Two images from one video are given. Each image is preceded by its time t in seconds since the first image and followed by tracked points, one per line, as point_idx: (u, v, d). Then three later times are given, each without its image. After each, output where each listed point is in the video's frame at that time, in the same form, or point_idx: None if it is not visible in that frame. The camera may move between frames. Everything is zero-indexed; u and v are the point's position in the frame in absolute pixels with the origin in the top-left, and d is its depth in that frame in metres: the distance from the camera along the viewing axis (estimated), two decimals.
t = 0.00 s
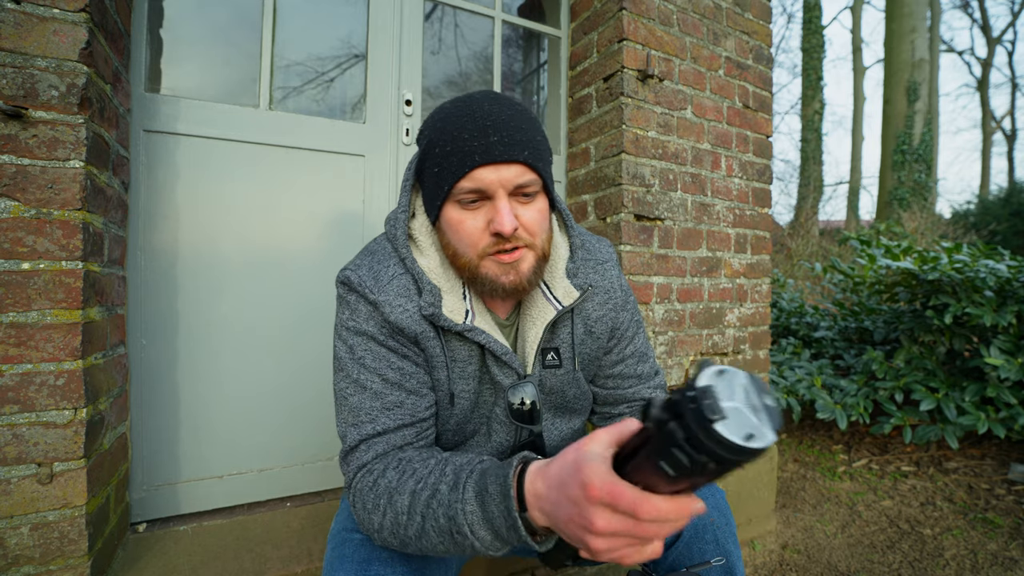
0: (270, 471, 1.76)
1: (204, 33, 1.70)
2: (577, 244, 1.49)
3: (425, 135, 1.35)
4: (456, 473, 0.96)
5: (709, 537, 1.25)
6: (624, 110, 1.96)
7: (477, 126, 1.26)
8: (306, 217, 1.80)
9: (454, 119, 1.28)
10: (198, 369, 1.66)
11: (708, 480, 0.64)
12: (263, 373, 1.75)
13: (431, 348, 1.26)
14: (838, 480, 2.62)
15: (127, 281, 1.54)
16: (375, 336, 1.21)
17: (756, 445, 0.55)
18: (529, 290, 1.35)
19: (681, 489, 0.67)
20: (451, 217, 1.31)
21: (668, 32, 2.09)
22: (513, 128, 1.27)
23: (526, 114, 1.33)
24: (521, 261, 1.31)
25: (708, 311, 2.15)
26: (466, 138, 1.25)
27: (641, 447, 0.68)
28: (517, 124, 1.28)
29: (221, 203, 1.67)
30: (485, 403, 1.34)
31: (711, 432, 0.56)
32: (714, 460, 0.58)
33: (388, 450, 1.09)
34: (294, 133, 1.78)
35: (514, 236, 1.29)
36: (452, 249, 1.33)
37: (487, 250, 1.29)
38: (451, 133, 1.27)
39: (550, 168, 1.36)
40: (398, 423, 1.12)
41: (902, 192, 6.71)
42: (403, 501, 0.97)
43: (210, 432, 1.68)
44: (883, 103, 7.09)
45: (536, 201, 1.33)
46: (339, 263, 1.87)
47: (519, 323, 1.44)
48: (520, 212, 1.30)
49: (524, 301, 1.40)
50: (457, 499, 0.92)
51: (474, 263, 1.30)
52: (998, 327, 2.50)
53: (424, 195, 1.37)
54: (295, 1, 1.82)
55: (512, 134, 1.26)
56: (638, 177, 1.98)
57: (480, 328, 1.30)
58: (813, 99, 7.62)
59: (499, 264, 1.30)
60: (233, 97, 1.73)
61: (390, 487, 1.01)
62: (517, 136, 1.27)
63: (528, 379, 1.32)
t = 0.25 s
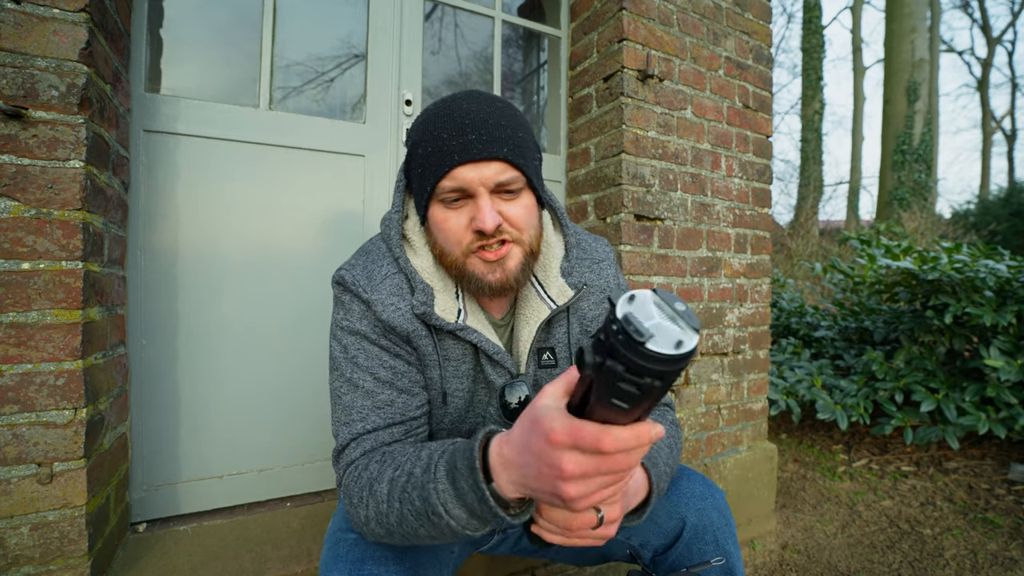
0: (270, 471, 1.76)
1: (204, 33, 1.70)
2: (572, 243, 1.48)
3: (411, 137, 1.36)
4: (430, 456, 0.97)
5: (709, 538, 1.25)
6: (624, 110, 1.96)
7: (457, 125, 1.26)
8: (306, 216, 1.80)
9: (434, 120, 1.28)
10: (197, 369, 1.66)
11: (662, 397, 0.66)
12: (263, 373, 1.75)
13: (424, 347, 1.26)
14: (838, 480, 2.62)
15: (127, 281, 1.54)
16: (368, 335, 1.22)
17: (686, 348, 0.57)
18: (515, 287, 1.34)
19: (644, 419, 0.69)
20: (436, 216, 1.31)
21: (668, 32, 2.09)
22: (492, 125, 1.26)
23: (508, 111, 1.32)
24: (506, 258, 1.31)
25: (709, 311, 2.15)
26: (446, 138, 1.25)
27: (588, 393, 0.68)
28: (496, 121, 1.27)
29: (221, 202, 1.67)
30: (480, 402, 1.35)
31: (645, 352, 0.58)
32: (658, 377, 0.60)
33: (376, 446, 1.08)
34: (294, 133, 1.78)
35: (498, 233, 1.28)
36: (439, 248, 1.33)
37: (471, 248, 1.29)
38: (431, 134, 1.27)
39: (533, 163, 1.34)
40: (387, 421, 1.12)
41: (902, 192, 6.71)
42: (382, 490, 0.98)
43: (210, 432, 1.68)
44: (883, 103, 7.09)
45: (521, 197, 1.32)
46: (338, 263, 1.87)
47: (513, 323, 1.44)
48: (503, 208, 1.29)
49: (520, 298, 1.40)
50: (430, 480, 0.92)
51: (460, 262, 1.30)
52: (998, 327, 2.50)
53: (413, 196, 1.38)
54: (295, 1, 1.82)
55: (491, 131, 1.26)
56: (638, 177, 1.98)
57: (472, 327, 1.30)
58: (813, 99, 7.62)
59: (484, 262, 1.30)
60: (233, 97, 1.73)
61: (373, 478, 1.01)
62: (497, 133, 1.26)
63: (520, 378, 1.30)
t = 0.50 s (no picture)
0: (270, 471, 1.76)
1: (204, 33, 1.70)
2: (569, 244, 1.48)
3: (413, 134, 1.35)
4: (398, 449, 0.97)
5: (708, 539, 1.24)
6: (624, 110, 1.96)
7: (461, 124, 1.26)
8: (305, 216, 1.80)
9: (438, 118, 1.28)
10: (194, 369, 1.65)
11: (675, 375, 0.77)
12: (262, 373, 1.75)
13: (416, 347, 1.26)
14: (838, 480, 2.62)
15: (127, 281, 1.54)
16: (360, 335, 1.22)
17: (694, 318, 0.70)
18: (517, 286, 1.35)
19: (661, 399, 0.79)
20: (438, 214, 1.30)
21: (668, 32, 2.09)
22: (497, 125, 1.27)
23: (512, 110, 1.32)
24: (508, 257, 1.31)
25: (709, 311, 2.15)
26: (450, 136, 1.25)
27: (610, 381, 0.80)
28: (500, 121, 1.27)
29: (221, 202, 1.67)
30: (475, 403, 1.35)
31: (662, 327, 0.70)
32: (672, 350, 0.72)
33: (362, 446, 1.07)
34: (294, 133, 1.78)
35: (500, 232, 1.28)
36: (440, 247, 1.32)
37: (473, 247, 1.29)
38: (435, 131, 1.27)
39: (535, 163, 1.34)
40: (375, 422, 1.12)
41: (902, 192, 6.71)
42: (356, 484, 0.98)
43: (210, 432, 1.68)
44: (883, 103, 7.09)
45: (524, 197, 1.32)
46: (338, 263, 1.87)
47: (510, 323, 1.44)
48: (506, 208, 1.29)
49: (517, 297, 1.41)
50: (391, 471, 0.93)
51: (461, 260, 1.30)
52: (998, 327, 2.50)
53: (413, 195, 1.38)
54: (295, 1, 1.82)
55: (495, 131, 1.26)
56: (638, 177, 1.98)
57: (468, 328, 1.30)
58: (813, 98, 7.62)
59: (485, 261, 1.30)
60: (233, 97, 1.73)
61: (349, 473, 1.01)
62: (501, 133, 1.26)
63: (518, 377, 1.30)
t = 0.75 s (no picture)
0: (270, 471, 1.76)
1: (204, 33, 1.70)
2: (570, 244, 1.48)
3: (411, 137, 1.35)
4: (412, 437, 0.96)
5: (709, 539, 1.25)
6: (624, 110, 1.96)
7: (458, 125, 1.26)
8: (305, 216, 1.80)
9: (435, 120, 1.28)
10: (194, 369, 1.65)
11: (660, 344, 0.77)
12: (262, 373, 1.75)
13: (418, 347, 1.26)
14: (838, 480, 2.62)
15: (127, 281, 1.54)
16: (362, 335, 1.21)
17: (672, 282, 0.71)
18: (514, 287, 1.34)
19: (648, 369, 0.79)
20: (436, 216, 1.30)
21: (668, 32, 2.09)
22: (493, 126, 1.26)
23: (508, 111, 1.32)
24: (505, 257, 1.30)
25: (709, 311, 2.15)
26: (447, 137, 1.25)
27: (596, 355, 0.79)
28: (497, 122, 1.27)
29: (221, 202, 1.67)
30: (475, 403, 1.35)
31: (642, 293, 0.71)
32: (655, 315, 0.73)
33: (366, 444, 1.07)
34: (294, 133, 1.78)
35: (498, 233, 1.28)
36: (439, 248, 1.32)
37: (470, 247, 1.28)
38: (433, 133, 1.27)
39: (533, 163, 1.34)
40: (378, 421, 1.12)
41: (902, 192, 6.71)
42: (369, 476, 0.97)
43: (210, 432, 1.68)
44: (883, 103, 7.09)
45: (521, 197, 1.31)
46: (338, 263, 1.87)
47: (511, 323, 1.45)
48: (503, 209, 1.28)
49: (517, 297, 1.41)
50: (409, 456, 0.91)
51: (459, 261, 1.29)
52: (998, 327, 2.50)
53: (412, 196, 1.38)
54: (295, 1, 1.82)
55: (492, 132, 1.26)
56: (638, 177, 1.98)
57: (469, 327, 1.30)
58: (813, 98, 7.62)
59: (483, 261, 1.29)
60: (233, 97, 1.73)
61: (360, 466, 1.00)
62: (497, 133, 1.26)
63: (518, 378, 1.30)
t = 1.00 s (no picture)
0: (270, 471, 1.76)
1: (204, 33, 1.70)
2: (571, 244, 1.48)
3: (414, 136, 1.35)
4: (412, 435, 0.96)
5: (708, 539, 1.24)
6: (624, 110, 1.96)
7: (462, 124, 1.26)
8: (306, 216, 1.80)
9: (440, 119, 1.28)
10: (196, 369, 1.66)
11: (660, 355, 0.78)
12: (262, 373, 1.75)
13: (421, 347, 1.26)
14: (838, 480, 2.62)
15: (127, 281, 1.54)
16: (365, 335, 1.21)
17: (673, 292, 0.72)
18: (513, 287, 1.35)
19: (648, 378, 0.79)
20: (438, 215, 1.30)
21: (668, 32, 2.09)
22: (498, 126, 1.27)
23: (513, 112, 1.32)
24: (506, 258, 1.31)
25: (709, 311, 2.15)
26: (451, 137, 1.25)
27: (597, 364, 0.79)
28: (501, 122, 1.27)
29: (221, 202, 1.67)
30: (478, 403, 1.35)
31: (643, 303, 0.71)
32: (656, 325, 0.73)
33: (370, 444, 1.07)
34: (294, 133, 1.78)
35: (500, 233, 1.28)
36: (440, 247, 1.32)
37: (472, 247, 1.28)
38: (436, 132, 1.27)
39: (536, 164, 1.34)
40: (382, 421, 1.12)
41: (902, 192, 6.71)
42: (371, 475, 0.98)
43: (210, 432, 1.68)
44: (883, 103, 7.09)
45: (524, 198, 1.32)
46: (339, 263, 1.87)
47: (513, 324, 1.45)
48: (505, 209, 1.28)
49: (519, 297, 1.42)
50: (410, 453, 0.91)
51: (460, 260, 1.30)
52: (998, 327, 2.50)
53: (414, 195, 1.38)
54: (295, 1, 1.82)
55: (496, 131, 1.26)
56: (638, 177, 1.98)
57: (471, 327, 1.30)
58: (813, 98, 7.62)
59: (483, 261, 1.29)
60: (233, 97, 1.73)
61: (363, 465, 1.01)
62: (501, 133, 1.26)
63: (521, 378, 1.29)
